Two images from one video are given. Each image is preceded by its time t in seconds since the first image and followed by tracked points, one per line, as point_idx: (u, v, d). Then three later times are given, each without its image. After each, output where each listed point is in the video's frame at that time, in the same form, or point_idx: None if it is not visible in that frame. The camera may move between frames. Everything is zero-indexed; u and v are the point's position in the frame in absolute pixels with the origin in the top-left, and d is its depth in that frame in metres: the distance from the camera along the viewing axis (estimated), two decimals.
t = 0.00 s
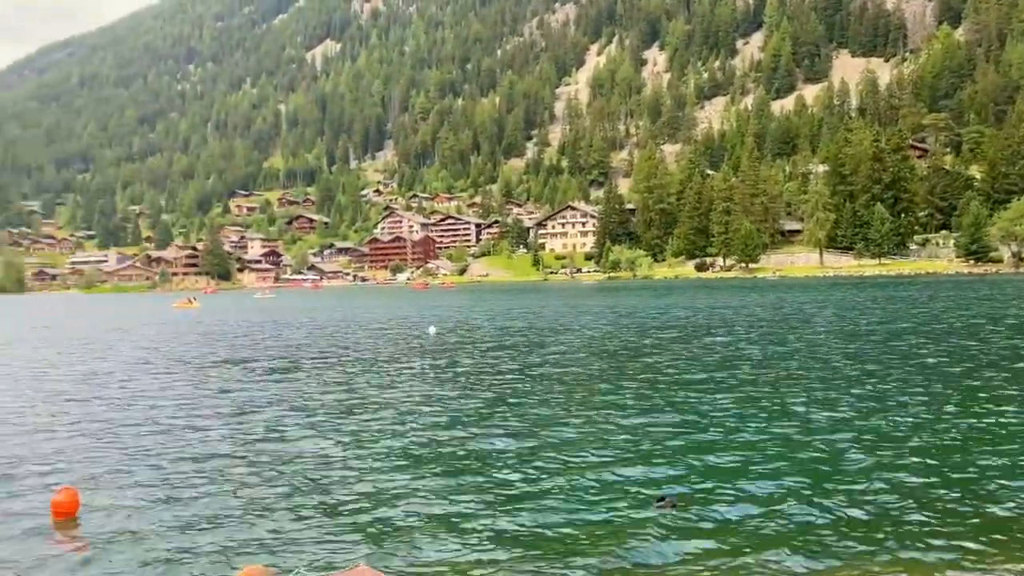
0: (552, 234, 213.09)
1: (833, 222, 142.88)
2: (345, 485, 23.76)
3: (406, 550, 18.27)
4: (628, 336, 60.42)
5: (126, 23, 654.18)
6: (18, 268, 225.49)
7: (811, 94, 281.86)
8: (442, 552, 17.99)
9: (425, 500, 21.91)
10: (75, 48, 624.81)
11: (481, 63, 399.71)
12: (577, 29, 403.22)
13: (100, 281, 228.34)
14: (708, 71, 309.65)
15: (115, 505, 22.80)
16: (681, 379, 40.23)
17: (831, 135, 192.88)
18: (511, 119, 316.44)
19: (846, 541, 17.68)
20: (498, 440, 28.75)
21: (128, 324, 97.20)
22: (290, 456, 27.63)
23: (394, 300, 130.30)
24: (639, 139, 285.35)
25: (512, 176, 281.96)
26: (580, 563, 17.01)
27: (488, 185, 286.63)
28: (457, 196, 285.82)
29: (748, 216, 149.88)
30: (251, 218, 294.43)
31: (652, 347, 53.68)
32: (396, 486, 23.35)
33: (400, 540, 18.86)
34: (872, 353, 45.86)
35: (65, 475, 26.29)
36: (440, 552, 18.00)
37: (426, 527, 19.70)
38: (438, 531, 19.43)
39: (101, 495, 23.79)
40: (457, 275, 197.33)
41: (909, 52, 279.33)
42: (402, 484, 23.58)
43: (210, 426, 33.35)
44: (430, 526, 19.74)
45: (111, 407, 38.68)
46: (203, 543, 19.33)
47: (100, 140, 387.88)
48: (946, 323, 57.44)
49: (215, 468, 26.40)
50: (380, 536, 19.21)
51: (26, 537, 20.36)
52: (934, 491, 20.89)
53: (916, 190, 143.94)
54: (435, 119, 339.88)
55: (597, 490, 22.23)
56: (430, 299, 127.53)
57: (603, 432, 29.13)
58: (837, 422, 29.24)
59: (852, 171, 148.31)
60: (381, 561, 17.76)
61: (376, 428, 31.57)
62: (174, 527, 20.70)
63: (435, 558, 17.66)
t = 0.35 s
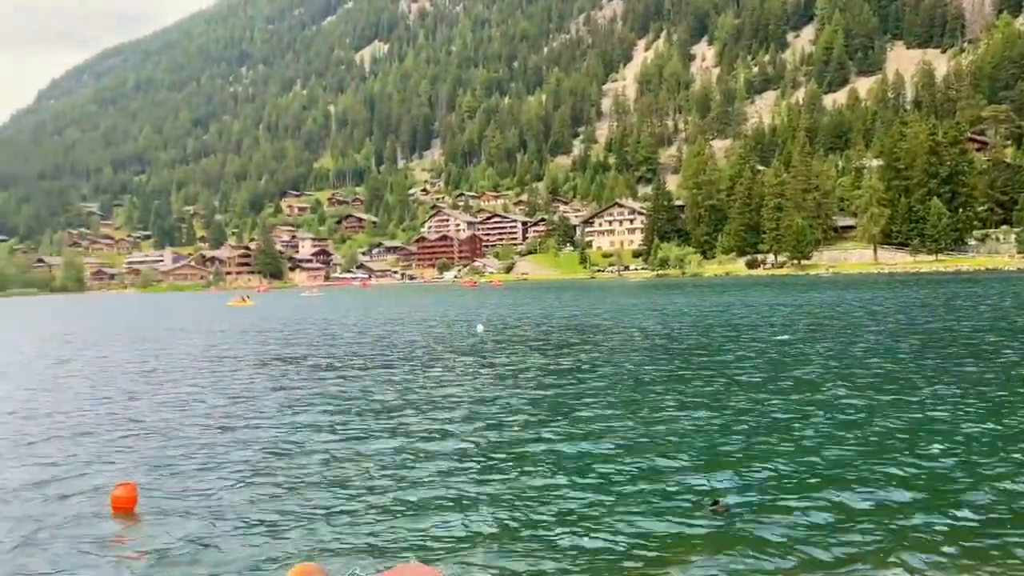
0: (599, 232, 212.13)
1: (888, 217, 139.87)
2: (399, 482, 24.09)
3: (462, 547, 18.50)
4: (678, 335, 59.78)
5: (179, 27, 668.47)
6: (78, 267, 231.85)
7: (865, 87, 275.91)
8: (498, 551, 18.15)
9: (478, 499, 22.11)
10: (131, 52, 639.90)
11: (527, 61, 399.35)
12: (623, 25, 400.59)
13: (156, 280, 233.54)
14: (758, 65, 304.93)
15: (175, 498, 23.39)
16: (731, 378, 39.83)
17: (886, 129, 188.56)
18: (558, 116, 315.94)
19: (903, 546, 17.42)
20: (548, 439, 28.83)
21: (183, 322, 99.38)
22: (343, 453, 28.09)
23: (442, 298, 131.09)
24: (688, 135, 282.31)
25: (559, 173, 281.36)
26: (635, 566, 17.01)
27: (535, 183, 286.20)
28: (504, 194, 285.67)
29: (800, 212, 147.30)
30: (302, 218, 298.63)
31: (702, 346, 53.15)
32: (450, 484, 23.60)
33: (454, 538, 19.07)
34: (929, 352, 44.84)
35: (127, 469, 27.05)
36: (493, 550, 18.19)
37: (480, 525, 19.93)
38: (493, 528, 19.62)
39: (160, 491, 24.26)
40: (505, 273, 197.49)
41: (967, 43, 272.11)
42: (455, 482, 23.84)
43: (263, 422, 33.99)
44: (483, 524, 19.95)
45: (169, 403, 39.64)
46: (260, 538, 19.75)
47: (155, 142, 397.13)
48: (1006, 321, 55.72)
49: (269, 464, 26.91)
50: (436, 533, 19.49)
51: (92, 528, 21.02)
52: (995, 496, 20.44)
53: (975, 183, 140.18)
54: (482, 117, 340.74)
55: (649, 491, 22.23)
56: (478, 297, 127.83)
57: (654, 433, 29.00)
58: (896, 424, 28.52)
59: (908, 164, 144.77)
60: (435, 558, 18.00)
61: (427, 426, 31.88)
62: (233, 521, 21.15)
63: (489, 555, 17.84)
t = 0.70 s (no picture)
0: (653, 229, 210.50)
1: (952, 212, 135.87)
2: (454, 481, 24.29)
3: (517, 549, 18.56)
4: (735, 333, 58.95)
5: (237, 30, 681.72)
6: (142, 267, 238.39)
7: (927, 78, 268.60)
8: (553, 553, 18.19)
9: (532, 499, 22.14)
10: (191, 56, 654.95)
11: (580, 57, 398.14)
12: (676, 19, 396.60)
13: (216, 279, 238.54)
14: (815, 57, 299.07)
15: (235, 494, 23.89)
16: (787, 378, 39.11)
17: (951, 121, 183.21)
18: (611, 113, 314.07)
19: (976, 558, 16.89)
20: (601, 438, 28.72)
21: (241, 320, 101.36)
22: (397, 450, 28.35)
23: (496, 296, 131.39)
24: (743, 129, 278.14)
25: (612, 170, 279.43)
26: None
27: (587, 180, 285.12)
28: (556, 191, 285.02)
29: (859, 207, 144.17)
30: (357, 217, 302.05)
31: (757, 343, 52.33)
32: (504, 483, 23.66)
33: (509, 539, 19.16)
34: (997, 352, 43.51)
35: (188, 465, 27.67)
36: (548, 552, 18.23)
37: (535, 525, 20.01)
38: (548, 530, 19.67)
39: (223, 486, 24.69)
40: (558, 272, 197.13)
41: None
42: (509, 481, 23.92)
43: (319, 419, 34.46)
44: (538, 525, 20.00)
45: (227, 399, 40.46)
46: (318, 535, 20.09)
47: (214, 144, 405.95)
48: None
49: (325, 460, 27.26)
50: (490, 534, 19.62)
51: (157, 521, 21.60)
52: None
53: None
54: (534, 115, 340.53)
55: (705, 493, 21.97)
56: (529, 295, 127.67)
57: (708, 432, 28.68)
58: (967, 430, 27.53)
59: (973, 156, 140.58)
60: (490, 559, 18.07)
61: (480, 424, 31.99)
62: (291, 518, 21.52)
63: (546, 557, 17.90)
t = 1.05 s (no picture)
0: (702, 226, 208.22)
1: (1014, 206, 131.62)
2: (501, 479, 24.46)
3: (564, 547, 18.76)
4: (783, 331, 58.24)
5: (288, 33, 691.81)
6: (197, 266, 243.87)
7: (987, 70, 261.11)
8: (603, 552, 18.36)
9: (577, 497, 22.30)
10: (244, 58, 666.37)
11: (627, 53, 395.68)
12: (725, 13, 391.86)
13: (268, 278, 242.58)
14: (869, 49, 292.80)
15: (287, 488, 24.44)
16: (838, 379, 38.39)
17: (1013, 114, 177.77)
18: (660, 109, 311.41)
19: None
20: (646, 439, 28.61)
21: (292, 318, 103.11)
22: (444, 448, 28.61)
23: (544, 294, 131.49)
24: (795, 125, 273.42)
25: (660, 167, 277.44)
26: None
27: (635, 177, 283.35)
28: (604, 188, 283.52)
29: (916, 203, 140.86)
30: (405, 216, 304.41)
31: (806, 342, 51.51)
32: (552, 483, 23.82)
33: (559, 537, 19.36)
34: None
35: (239, 460, 28.27)
36: (597, 551, 18.40)
37: (582, 525, 20.14)
38: (593, 529, 19.86)
39: (272, 480, 25.31)
40: (606, 269, 196.05)
41: None
42: (555, 480, 24.08)
43: (365, 416, 34.89)
44: (587, 525, 20.11)
45: (276, 397, 41.15)
46: (366, 530, 20.43)
47: (266, 145, 412.81)
48: None
49: (374, 457, 27.68)
50: (540, 531, 19.81)
51: (212, 513, 22.23)
52: None
53: None
54: (582, 112, 339.27)
55: (752, 495, 21.94)
56: (576, 293, 127.33)
57: (756, 435, 28.34)
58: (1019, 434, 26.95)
59: None
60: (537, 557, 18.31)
61: (524, 422, 32.11)
62: (343, 511, 22.00)
63: (593, 557, 18.08)
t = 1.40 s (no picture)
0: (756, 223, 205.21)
1: None
2: (556, 480, 24.36)
3: (622, 550, 18.58)
4: (842, 330, 57.02)
5: (341, 36, 700.37)
6: (253, 266, 249.11)
7: None
8: (661, 556, 18.15)
9: (634, 500, 22.08)
10: (298, 61, 676.21)
11: (680, 49, 392.30)
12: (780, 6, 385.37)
13: (321, 276, 246.11)
14: (929, 41, 285.15)
15: (340, 485, 24.64)
16: (901, 381, 37.32)
17: None
18: (713, 105, 307.36)
19: None
20: (704, 441, 28.21)
21: (346, 317, 104.46)
22: (499, 448, 28.57)
23: (595, 292, 131.11)
24: (852, 119, 267.36)
25: (713, 164, 274.33)
26: None
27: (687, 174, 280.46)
28: (656, 185, 281.17)
29: (979, 198, 136.93)
30: (456, 215, 305.90)
31: (866, 343, 50.24)
32: (608, 485, 23.62)
33: (616, 540, 19.19)
34: None
35: (295, 457, 28.58)
36: (653, 556, 18.18)
37: (638, 528, 19.93)
38: (651, 532, 19.61)
39: (329, 478, 25.52)
40: (658, 267, 194.21)
41: None
42: (611, 482, 23.85)
43: (417, 415, 35.02)
44: (643, 528, 19.90)
45: (331, 395, 41.58)
46: (421, 529, 20.45)
47: (320, 146, 418.89)
48: None
49: (429, 456, 27.78)
50: (595, 534, 19.65)
51: (269, 511, 22.51)
52: None
53: None
54: (633, 109, 336.82)
55: (813, 502, 21.47)
56: (627, 292, 126.47)
57: (816, 439, 27.70)
58: None
59: None
60: (594, 561, 18.09)
61: (579, 423, 31.89)
62: (397, 510, 22.08)
63: (650, 561, 17.87)
